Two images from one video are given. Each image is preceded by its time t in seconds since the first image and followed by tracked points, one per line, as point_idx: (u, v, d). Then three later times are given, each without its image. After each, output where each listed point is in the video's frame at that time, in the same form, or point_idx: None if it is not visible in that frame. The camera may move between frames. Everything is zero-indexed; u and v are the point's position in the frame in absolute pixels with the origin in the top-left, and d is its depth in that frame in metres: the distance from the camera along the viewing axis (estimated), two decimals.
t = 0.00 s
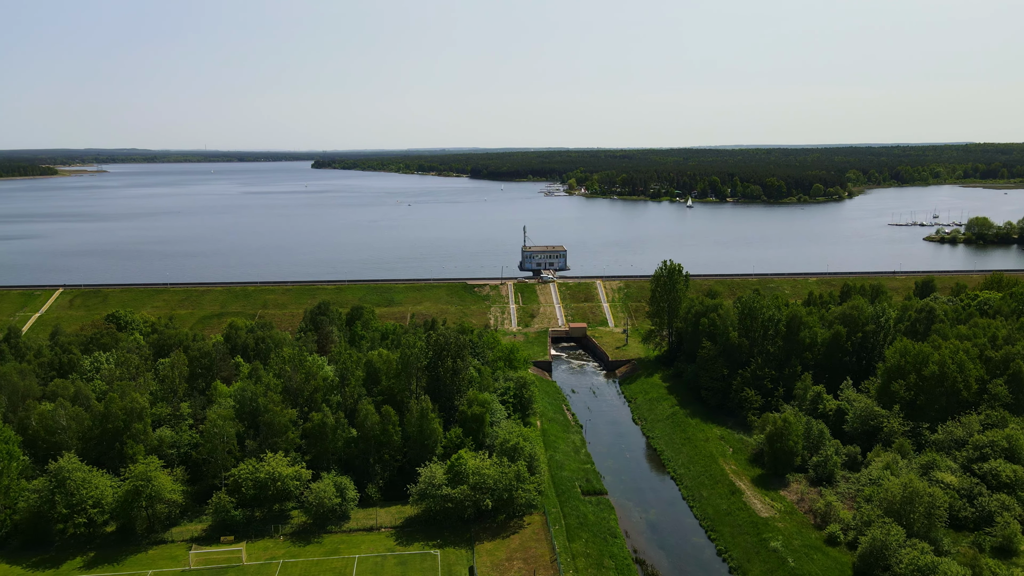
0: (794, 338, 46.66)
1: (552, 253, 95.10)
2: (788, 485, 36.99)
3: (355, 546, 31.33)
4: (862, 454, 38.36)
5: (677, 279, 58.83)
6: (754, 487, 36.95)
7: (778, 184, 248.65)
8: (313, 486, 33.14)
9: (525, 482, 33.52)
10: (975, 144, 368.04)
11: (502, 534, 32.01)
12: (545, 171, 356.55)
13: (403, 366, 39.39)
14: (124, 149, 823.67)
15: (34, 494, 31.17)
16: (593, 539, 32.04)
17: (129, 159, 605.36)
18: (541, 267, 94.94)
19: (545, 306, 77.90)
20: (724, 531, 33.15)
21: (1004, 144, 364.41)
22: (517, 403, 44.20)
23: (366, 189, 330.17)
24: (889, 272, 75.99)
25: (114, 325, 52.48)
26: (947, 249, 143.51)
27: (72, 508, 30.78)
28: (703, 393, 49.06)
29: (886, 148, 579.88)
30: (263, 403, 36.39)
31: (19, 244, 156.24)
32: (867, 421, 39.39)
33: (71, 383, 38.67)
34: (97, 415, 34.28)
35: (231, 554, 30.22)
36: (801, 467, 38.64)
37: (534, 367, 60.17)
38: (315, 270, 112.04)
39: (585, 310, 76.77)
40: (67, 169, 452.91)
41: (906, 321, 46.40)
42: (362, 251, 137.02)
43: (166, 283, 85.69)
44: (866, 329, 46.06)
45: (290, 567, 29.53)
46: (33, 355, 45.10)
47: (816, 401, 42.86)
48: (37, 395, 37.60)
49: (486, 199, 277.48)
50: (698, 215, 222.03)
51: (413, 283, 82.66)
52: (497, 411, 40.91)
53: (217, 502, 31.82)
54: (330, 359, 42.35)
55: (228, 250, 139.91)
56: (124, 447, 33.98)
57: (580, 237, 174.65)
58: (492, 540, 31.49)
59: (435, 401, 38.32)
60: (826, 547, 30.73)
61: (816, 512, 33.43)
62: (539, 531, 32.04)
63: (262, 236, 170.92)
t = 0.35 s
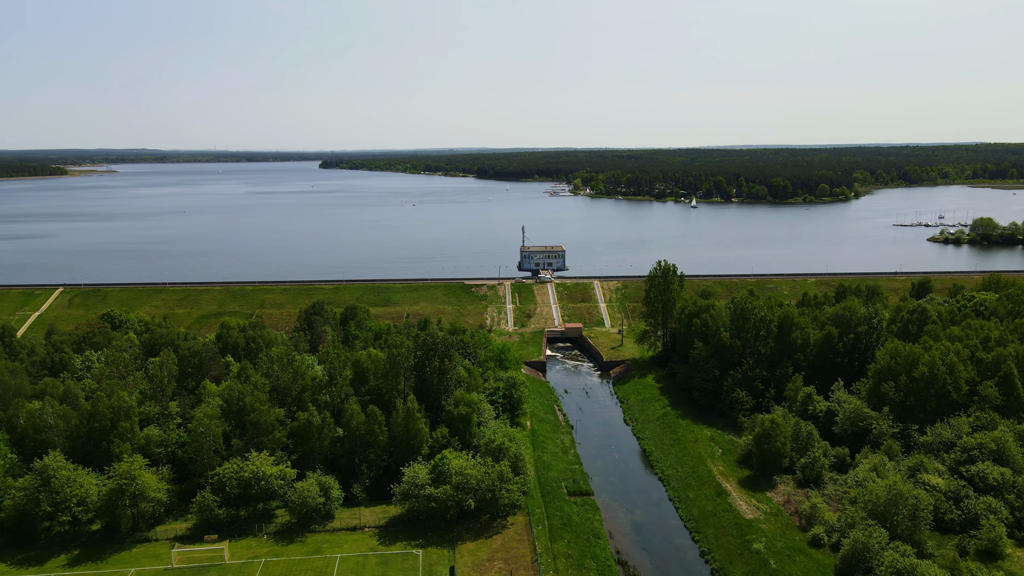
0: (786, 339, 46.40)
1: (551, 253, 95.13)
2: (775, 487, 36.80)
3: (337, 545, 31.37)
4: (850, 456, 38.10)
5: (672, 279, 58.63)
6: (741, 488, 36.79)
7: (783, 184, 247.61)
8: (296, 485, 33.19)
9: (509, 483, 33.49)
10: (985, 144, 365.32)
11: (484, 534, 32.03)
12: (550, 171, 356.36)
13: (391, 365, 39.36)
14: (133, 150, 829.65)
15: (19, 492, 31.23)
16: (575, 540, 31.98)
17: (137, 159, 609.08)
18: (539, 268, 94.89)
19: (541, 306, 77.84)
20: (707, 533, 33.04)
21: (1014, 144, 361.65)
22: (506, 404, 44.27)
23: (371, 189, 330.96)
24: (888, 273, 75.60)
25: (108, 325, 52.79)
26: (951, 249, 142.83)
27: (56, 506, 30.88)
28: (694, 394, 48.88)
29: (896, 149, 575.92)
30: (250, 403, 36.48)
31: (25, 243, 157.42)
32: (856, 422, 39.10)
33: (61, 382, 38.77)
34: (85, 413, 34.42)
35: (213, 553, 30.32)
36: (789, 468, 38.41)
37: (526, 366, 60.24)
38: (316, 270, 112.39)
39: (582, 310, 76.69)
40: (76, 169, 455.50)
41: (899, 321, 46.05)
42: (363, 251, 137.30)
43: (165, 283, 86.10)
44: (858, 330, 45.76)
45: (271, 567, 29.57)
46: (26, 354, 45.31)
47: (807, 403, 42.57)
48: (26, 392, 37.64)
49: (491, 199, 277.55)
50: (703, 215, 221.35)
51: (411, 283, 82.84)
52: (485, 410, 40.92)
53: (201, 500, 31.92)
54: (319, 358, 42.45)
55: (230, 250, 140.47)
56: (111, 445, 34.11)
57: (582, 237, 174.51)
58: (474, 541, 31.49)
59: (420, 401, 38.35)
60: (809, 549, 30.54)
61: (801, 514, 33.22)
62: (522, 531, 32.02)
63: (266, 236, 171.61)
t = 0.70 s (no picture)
0: (778, 340, 46.15)
1: (549, 253, 95.06)
2: (762, 489, 36.60)
3: (320, 545, 31.42)
4: (839, 458, 37.80)
5: (666, 279, 58.44)
6: (728, 489, 36.66)
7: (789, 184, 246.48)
8: (280, 484, 33.25)
9: (492, 483, 33.48)
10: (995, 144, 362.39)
11: (467, 534, 32.04)
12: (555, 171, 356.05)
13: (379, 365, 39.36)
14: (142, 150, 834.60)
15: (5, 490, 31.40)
16: (558, 541, 31.91)
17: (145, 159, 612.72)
18: (538, 268, 94.89)
19: (538, 306, 77.80)
20: (692, 534, 32.92)
21: None
22: (495, 404, 44.32)
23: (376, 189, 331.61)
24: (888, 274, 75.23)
25: (102, 324, 53.08)
26: (956, 250, 141.77)
27: (41, 504, 31.00)
28: (685, 395, 48.71)
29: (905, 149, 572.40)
30: (236, 402, 36.56)
31: (31, 242, 158.61)
32: (845, 424, 38.85)
33: (51, 381, 38.94)
34: (73, 412, 34.60)
35: (196, 552, 30.42)
36: (777, 470, 38.21)
37: (519, 367, 60.26)
38: (317, 270, 112.71)
39: (578, 310, 76.62)
40: (87, 169, 458.85)
41: (892, 322, 45.75)
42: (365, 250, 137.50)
43: (165, 282, 86.50)
44: (850, 332, 45.54)
45: (252, 566, 29.62)
46: (19, 352, 45.56)
47: (797, 404, 42.30)
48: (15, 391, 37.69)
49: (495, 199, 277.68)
50: (707, 215, 220.66)
51: (408, 283, 82.97)
52: (473, 410, 40.91)
53: (185, 499, 31.99)
54: (308, 357, 42.55)
55: (233, 249, 140.97)
56: (98, 444, 34.21)
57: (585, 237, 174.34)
58: (457, 541, 31.51)
59: (407, 401, 38.35)
60: (792, 551, 30.35)
61: (786, 516, 33.04)
62: (504, 532, 32.01)
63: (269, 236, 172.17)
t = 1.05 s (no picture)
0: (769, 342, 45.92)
1: (548, 254, 94.96)
2: (748, 490, 36.42)
3: (302, 544, 31.46)
4: (827, 459, 37.50)
5: (660, 280, 58.18)
6: (714, 490, 36.48)
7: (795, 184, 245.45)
8: (264, 483, 33.36)
9: (476, 483, 33.50)
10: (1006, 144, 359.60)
11: (450, 534, 32.09)
12: (560, 172, 355.69)
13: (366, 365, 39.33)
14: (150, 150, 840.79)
15: None
16: (540, 541, 31.87)
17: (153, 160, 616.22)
18: (536, 268, 94.90)
19: (535, 306, 77.73)
20: (676, 536, 32.80)
21: None
22: (484, 405, 44.35)
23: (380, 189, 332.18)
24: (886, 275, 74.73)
25: (97, 324, 53.35)
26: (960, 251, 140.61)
27: (26, 501, 31.10)
28: (677, 396, 48.53)
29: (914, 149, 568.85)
30: (222, 401, 36.63)
31: (37, 242, 159.70)
32: (834, 425, 38.56)
33: (40, 379, 39.12)
34: (60, 410, 34.76)
35: (179, 550, 30.51)
36: (765, 471, 37.99)
37: (513, 367, 60.24)
38: (317, 270, 112.99)
39: (575, 311, 76.47)
40: (95, 169, 461.77)
41: (884, 323, 45.46)
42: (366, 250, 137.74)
43: (165, 282, 86.92)
44: (842, 333, 45.21)
45: (234, 565, 29.64)
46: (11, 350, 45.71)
47: (787, 405, 42.04)
48: (5, 389, 37.86)
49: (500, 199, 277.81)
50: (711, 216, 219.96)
51: (406, 283, 83.08)
52: (460, 410, 40.87)
53: (170, 497, 32.14)
54: (297, 357, 42.64)
55: (235, 249, 141.47)
56: (85, 443, 34.37)
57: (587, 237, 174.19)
58: (439, 540, 31.56)
59: (393, 401, 38.33)
60: (775, 553, 30.18)
61: (771, 517, 32.88)
62: (487, 532, 32.04)
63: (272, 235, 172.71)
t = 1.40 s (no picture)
0: (761, 342, 45.65)
1: (547, 254, 94.83)
2: (735, 492, 36.23)
3: (286, 543, 31.51)
4: (816, 461, 37.23)
5: (654, 280, 58.02)
6: (701, 492, 36.30)
7: (801, 185, 244.15)
8: (249, 482, 33.43)
9: (460, 483, 33.51)
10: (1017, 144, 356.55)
11: (433, 534, 32.12)
12: (565, 172, 355.18)
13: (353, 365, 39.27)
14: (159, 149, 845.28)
15: None
16: (522, 542, 31.82)
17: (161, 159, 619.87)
18: (535, 268, 94.94)
19: (532, 306, 77.69)
20: (660, 537, 32.70)
21: None
22: (474, 405, 44.35)
23: (386, 189, 332.80)
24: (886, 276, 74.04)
25: (92, 322, 53.67)
26: (964, 252, 139.53)
27: (12, 499, 31.26)
28: (668, 396, 48.36)
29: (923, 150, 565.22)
30: (209, 400, 36.67)
31: (43, 241, 160.90)
32: (824, 427, 38.24)
33: (32, 378, 39.34)
34: (49, 409, 34.90)
35: (163, 549, 30.63)
36: (753, 473, 37.78)
37: (507, 368, 60.19)
38: (318, 270, 113.34)
39: (573, 312, 76.36)
40: (104, 168, 465.17)
41: (876, 324, 45.13)
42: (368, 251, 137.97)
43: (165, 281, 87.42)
44: (834, 334, 44.96)
45: (216, 564, 29.73)
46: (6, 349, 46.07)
47: (777, 407, 41.78)
48: None
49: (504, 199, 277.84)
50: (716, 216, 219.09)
51: (404, 283, 83.19)
52: (449, 410, 40.87)
53: (155, 496, 32.26)
54: (286, 356, 42.70)
55: (238, 249, 142.12)
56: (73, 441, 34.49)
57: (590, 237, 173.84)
58: (422, 541, 31.56)
59: (379, 400, 38.32)
60: (758, 555, 30.00)
61: (757, 519, 32.67)
62: (470, 532, 32.05)
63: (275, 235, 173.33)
